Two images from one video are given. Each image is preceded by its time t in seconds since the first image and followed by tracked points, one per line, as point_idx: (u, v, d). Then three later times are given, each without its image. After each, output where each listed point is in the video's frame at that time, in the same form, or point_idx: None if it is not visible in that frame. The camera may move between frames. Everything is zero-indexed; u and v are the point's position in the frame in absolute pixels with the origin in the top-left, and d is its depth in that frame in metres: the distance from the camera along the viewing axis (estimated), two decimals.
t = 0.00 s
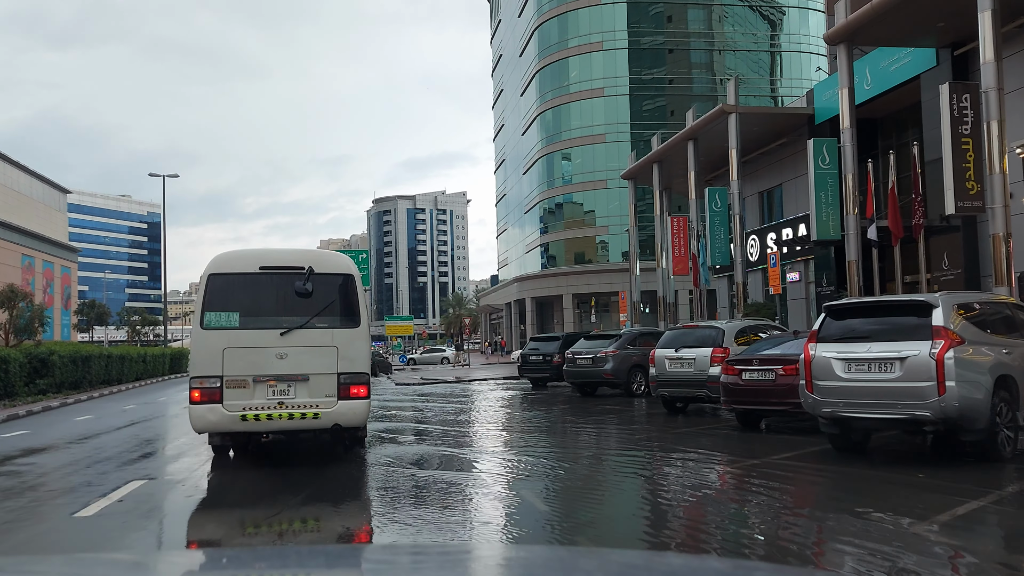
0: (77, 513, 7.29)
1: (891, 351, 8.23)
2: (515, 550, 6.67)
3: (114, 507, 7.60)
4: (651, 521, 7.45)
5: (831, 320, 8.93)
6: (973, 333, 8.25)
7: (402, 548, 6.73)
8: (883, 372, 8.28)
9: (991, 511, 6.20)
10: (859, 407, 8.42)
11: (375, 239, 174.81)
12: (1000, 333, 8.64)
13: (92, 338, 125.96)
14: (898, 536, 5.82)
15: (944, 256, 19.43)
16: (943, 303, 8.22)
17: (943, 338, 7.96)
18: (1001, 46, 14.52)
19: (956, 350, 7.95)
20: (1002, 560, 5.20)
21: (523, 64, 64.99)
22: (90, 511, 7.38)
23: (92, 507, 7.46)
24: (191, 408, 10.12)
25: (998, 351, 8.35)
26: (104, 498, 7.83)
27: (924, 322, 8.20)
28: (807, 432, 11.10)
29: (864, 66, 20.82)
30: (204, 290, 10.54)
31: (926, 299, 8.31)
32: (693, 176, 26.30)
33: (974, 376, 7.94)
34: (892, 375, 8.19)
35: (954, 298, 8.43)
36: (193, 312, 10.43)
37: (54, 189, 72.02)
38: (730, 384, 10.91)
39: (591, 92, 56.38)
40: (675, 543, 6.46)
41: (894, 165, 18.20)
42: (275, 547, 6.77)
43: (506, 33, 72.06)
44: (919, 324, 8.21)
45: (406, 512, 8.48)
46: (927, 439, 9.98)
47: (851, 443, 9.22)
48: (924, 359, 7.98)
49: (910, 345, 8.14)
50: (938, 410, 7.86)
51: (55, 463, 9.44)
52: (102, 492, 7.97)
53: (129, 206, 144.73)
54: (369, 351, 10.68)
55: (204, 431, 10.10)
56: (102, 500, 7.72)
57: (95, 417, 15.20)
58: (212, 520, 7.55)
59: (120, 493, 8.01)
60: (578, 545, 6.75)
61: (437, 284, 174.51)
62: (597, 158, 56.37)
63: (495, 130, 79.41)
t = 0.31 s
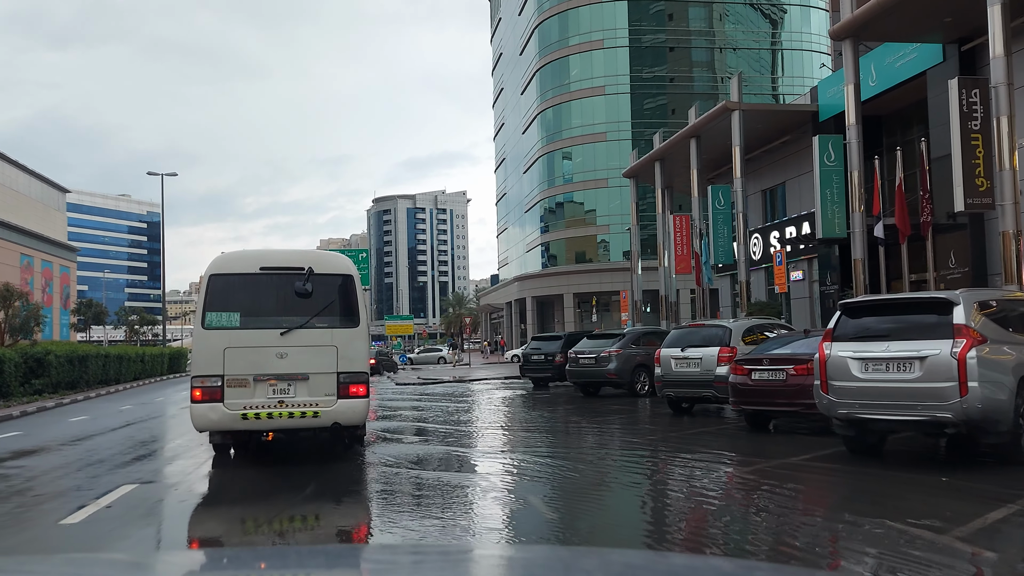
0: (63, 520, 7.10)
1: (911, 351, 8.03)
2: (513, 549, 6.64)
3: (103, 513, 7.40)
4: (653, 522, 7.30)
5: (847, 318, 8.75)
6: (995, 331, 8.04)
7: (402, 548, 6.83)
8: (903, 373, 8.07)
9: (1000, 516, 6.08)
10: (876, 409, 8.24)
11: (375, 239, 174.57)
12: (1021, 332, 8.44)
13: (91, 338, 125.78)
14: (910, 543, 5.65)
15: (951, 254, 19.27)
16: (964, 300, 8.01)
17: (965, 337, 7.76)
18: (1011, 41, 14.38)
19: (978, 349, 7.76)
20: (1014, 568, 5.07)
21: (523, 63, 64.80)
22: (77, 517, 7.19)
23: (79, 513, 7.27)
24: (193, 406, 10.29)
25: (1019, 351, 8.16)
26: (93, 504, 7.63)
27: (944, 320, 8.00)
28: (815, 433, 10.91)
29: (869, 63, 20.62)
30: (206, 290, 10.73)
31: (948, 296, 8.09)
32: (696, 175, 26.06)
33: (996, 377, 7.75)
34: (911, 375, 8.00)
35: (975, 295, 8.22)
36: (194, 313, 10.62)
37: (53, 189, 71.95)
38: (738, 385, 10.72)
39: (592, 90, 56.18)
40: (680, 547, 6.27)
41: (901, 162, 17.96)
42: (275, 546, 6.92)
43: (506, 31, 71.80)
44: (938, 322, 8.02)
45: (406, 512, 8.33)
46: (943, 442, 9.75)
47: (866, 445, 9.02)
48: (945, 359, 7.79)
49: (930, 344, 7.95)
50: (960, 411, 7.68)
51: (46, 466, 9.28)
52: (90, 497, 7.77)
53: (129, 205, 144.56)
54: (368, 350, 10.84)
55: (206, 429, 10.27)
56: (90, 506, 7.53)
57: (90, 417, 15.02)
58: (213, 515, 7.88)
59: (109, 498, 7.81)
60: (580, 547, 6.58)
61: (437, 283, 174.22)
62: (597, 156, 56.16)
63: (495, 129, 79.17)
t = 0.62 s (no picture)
0: (45, 529, 6.87)
1: (936, 350, 7.81)
2: (511, 550, 6.61)
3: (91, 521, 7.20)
4: (656, 526, 7.11)
5: (868, 316, 8.53)
6: None
7: (405, 545, 6.96)
8: (929, 373, 7.84)
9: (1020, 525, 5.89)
10: (901, 411, 8.02)
11: (375, 238, 174.29)
12: None
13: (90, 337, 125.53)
14: (926, 557, 5.45)
15: (960, 252, 19.04)
16: (993, 297, 7.75)
17: (994, 336, 7.52)
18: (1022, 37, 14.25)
19: (1008, 348, 7.51)
20: None
21: (524, 61, 64.54)
22: (60, 526, 6.96)
23: (62, 522, 7.04)
24: (194, 405, 10.44)
25: None
26: (78, 511, 7.40)
27: (971, 317, 7.76)
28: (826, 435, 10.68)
29: (876, 59, 20.36)
30: (207, 290, 10.88)
31: (975, 293, 7.81)
32: (699, 172, 25.79)
33: None
34: (937, 376, 7.78)
35: (1005, 292, 7.95)
36: (196, 313, 10.79)
37: (53, 188, 71.80)
38: (750, 385, 10.49)
39: (593, 89, 55.93)
40: (687, 553, 6.05)
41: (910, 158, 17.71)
42: (274, 546, 7.02)
43: (506, 29, 71.53)
44: (965, 320, 7.79)
45: (407, 515, 8.16)
46: (963, 447, 9.47)
47: (888, 450, 8.74)
48: (973, 358, 7.56)
49: (958, 343, 7.73)
50: (989, 414, 7.46)
51: (36, 470, 9.05)
52: (76, 503, 7.54)
53: (128, 204, 144.32)
54: (366, 350, 10.97)
55: (207, 428, 10.43)
56: (76, 513, 7.30)
57: (85, 418, 14.77)
58: (212, 520, 7.74)
59: (96, 505, 7.58)
60: (580, 550, 6.48)
61: (437, 283, 173.91)
62: (599, 155, 55.93)
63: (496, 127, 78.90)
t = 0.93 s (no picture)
0: (25, 540, 6.66)
1: (964, 351, 7.59)
2: (512, 549, 6.52)
3: (76, 529, 6.99)
4: (659, 530, 6.92)
5: (888, 315, 8.30)
6: None
7: (404, 544, 6.92)
8: (955, 374, 7.65)
9: None
10: (925, 413, 7.81)
11: (376, 238, 174.10)
12: None
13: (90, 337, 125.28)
14: (940, 567, 5.25)
15: (968, 251, 18.87)
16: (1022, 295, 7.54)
17: None
18: None
19: None
20: None
21: (525, 60, 64.28)
22: (41, 537, 6.74)
23: (42, 532, 6.82)
24: (195, 404, 10.57)
25: None
26: (63, 519, 7.18)
27: (999, 316, 7.55)
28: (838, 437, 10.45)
29: (882, 54, 20.13)
30: (208, 291, 11.08)
31: (1004, 289, 7.66)
32: (704, 170, 25.53)
33: None
34: (965, 376, 7.57)
35: None
36: (197, 314, 10.96)
37: (52, 187, 71.61)
38: (762, 386, 10.27)
39: (594, 87, 55.71)
40: (691, 561, 5.85)
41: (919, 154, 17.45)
42: (272, 545, 6.99)
43: (507, 28, 71.29)
44: (994, 318, 7.57)
45: (409, 516, 8.05)
46: (982, 451, 9.21)
47: (908, 453, 8.52)
48: (1002, 358, 7.35)
49: (984, 343, 7.51)
50: (1018, 417, 7.25)
51: (29, 472, 8.87)
52: (64, 510, 7.35)
53: (129, 204, 144.08)
54: (366, 350, 11.17)
55: (207, 427, 10.56)
56: (59, 522, 7.08)
57: (79, 418, 14.58)
58: (209, 524, 7.55)
59: (81, 512, 7.36)
60: (579, 550, 6.40)
61: (438, 283, 173.62)
62: (601, 154, 55.71)
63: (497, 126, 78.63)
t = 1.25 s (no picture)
0: (8, 550, 6.37)
1: (996, 349, 7.35)
2: (524, 553, 6.28)
3: (63, 537, 6.72)
4: (668, 535, 6.67)
5: (914, 312, 8.02)
6: None
7: (408, 547, 6.70)
8: (987, 374, 7.40)
9: None
10: (954, 414, 7.58)
11: (378, 237, 173.93)
12: None
13: (93, 336, 125.10)
14: None
15: (981, 248, 18.62)
16: None
17: None
18: None
19: None
20: None
21: (528, 57, 64.03)
22: (25, 546, 6.44)
23: (26, 541, 6.52)
24: (199, 403, 10.62)
25: None
26: (48, 528, 6.89)
27: None
28: (854, 438, 10.17)
29: (893, 50, 20.05)
30: (211, 290, 11.12)
31: None
32: (709, 167, 25.26)
33: None
34: (999, 377, 7.33)
35: None
36: (199, 313, 11.00)
37: (54, 187, 71.45)
38: (778, 386, 10.05)
39: (598, 85, 55.46)
40: (703, 569, 5.59)
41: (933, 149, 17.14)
42: (271, 546, 6.84)
43: (510, 26, 71.01)
44: None
45: (414, 517, 7.91)
46: (1007, 454, 8.95)
47: (935, 456, 8.28)
48: None
49: (1019, 342, 7.26)
50: None
51: (25, 475, 8.68)
52: (50, 518, 7.07)
53: (131, 203, 143.96)
54: (367, 349, 11.29)
55: (210, 425, 10.62)
56: (45, 530, 6.79)
57: (77, 418, 14.35)
58: (210, 528, 7.34)
59: (68, 520, 7.06)
60: (579, 550, 6.30)
61: (441, 282, 173.32)
62: (604, 152, 55.45)
63: (500, 125, 78.35)
